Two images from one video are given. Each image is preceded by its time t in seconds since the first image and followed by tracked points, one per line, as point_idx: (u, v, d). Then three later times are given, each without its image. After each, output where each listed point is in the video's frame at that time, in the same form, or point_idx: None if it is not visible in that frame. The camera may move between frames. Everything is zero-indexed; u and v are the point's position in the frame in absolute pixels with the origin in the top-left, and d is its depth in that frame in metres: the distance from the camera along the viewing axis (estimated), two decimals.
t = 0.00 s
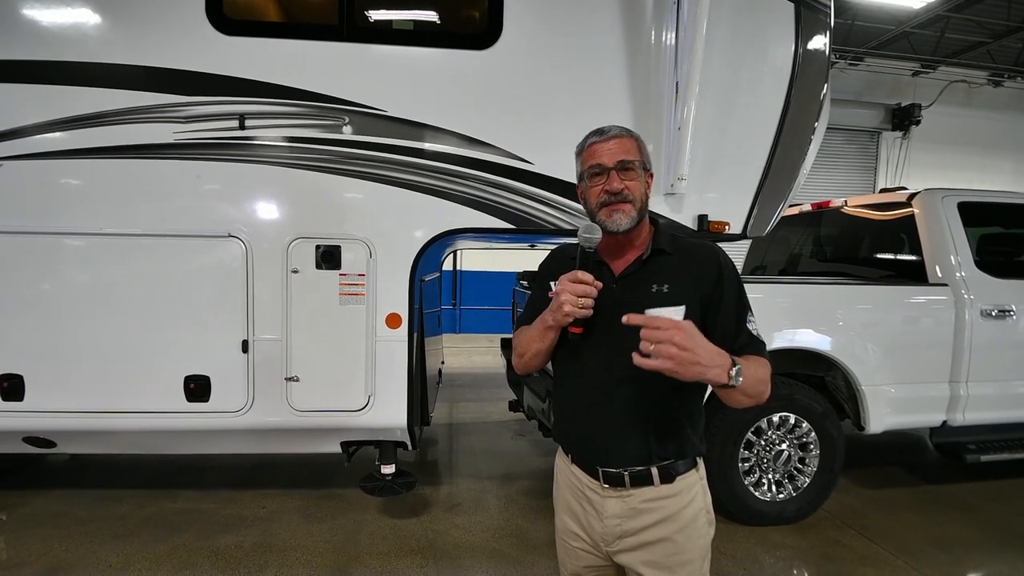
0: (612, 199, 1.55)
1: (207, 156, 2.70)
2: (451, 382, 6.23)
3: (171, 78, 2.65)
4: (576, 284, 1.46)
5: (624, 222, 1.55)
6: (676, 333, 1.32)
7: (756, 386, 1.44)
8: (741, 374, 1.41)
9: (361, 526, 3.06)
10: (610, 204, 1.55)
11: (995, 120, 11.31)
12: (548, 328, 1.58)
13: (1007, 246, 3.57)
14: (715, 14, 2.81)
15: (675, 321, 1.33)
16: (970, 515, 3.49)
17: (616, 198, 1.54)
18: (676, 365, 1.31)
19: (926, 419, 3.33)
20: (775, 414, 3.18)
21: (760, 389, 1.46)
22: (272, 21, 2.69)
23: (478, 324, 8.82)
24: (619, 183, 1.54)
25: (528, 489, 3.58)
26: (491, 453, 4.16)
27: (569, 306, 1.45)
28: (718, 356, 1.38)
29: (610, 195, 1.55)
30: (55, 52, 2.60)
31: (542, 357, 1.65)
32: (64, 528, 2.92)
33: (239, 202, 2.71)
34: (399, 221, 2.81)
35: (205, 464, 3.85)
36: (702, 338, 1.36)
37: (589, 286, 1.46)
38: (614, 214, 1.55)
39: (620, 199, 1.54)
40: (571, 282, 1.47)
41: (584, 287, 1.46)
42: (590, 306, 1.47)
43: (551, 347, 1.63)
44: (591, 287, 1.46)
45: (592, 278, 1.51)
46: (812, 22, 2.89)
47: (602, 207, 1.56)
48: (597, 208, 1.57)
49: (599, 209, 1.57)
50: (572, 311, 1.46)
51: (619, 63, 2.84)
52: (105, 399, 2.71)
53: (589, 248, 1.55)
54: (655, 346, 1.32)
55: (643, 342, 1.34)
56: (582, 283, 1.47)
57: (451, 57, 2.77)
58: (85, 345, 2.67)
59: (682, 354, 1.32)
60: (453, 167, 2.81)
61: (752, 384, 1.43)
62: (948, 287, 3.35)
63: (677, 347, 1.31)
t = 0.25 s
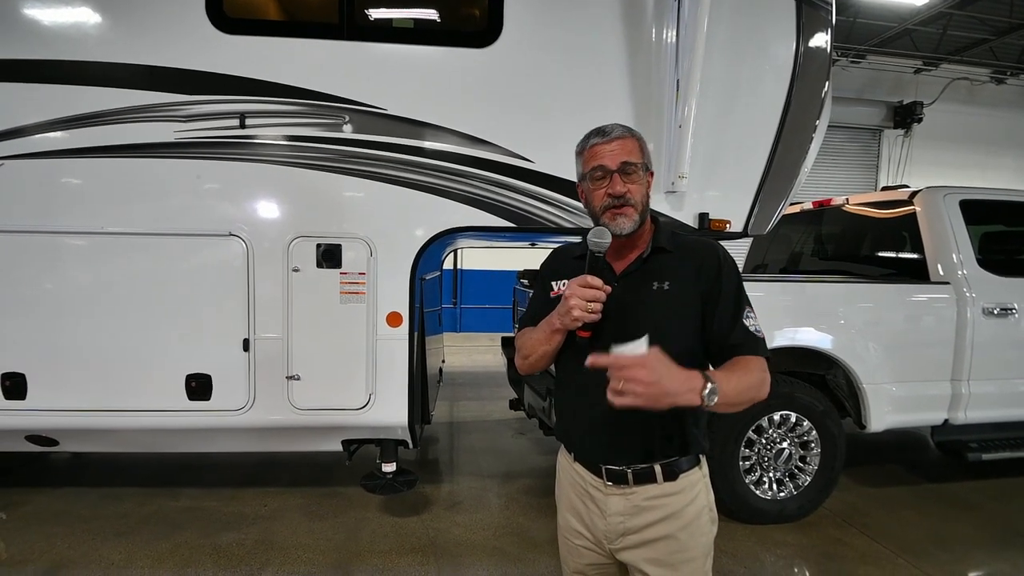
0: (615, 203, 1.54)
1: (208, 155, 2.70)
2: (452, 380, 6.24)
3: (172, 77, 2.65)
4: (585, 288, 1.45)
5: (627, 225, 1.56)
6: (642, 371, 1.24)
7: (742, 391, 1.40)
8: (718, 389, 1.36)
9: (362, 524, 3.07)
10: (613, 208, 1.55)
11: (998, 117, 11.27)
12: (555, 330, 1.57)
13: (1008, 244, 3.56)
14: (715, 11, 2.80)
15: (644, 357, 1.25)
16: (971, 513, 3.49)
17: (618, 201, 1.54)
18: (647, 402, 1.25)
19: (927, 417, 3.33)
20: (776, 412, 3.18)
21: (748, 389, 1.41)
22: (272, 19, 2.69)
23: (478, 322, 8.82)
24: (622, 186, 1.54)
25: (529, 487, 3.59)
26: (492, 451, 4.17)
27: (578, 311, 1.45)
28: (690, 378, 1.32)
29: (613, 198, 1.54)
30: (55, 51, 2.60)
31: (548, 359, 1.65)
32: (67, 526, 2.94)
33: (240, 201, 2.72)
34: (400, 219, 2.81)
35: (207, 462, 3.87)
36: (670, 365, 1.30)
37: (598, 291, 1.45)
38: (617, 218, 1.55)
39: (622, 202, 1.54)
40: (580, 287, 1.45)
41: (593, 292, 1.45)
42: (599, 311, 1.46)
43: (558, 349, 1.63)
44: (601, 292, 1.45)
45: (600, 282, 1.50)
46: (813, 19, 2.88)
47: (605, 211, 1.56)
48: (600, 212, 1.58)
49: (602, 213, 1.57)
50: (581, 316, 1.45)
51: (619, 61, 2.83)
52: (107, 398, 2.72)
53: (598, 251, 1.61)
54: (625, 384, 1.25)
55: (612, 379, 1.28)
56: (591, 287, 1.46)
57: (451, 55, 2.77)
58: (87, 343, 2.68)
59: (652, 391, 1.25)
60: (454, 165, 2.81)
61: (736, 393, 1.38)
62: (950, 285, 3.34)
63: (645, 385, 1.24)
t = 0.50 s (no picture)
0: (615, 196, 1.54)
1: (209, 155, 2.70)
2: (454, 380, 6.24)
3: (173, 77, 2.66)
4: (587, 288, 1.45)
5: (626, 220, 1.55)
6: (635, 386, 1.33)
7: (740, 399, 1.42)
8: (713, 401, 1.39)
9: (364, 523, 3.07)
10: (613, 202, 1.55)
11: (1000, 116, 11.24)
12: (557, 329, 1.57)
13: (1011, 243, 3.55)
14: (716, 9, 2.80)
15: (636, 373, 1.33)
16: (974, 512, 3.48)
17: (619, 195, 1.54)
18: (640, 414, 1.35)
19: (929, 416, 3.32)
20: (778, 411, 3.18)
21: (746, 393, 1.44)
22: (273, 19, 2.70)
23: (480, 322, 8.82)
24: (623, 180, 1.53)
25: (530, 486, 3.59)
26: (494, 450, 4.17)
27: (580, 310, 1.45)
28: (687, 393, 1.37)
29: (614, 192, 1.54)
30: (57, 51, 2.61)
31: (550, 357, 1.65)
32: (70, 525, 2.94)
33: (241, 201, 2.72)
34: (401, 219, 2.81)
35: (210, 461, 3.87)
36: (664, 380, 1.36)
37: (600, 290, 1.45)
38: (617, 212, 1.55)
39: (623, 197, 1.54)
40: (582, 286, 1.45)
41: (595, 291, 1.45)
42: (601, 310, 1.47)
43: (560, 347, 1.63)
44: (602, 291, 1.45)
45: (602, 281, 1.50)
46: (814, 17, 2.88)
47: (605, 205, 1.56)
48: (600, 206, 1.57)
49: (602, 206, 1.56)
50: (583, 315, 1.45)
51: (620, 60, 2.83)
52: (110, 397, 2.72)
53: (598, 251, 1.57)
54: (618, 396, 1.35)
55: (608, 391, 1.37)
56: (593, 286, 1.46)
57: (452, 55, 2.77)
58: (90, 343, 2.69)
59: (644, 403, 1.34)
60: (455, 165, 2.81)
61: (733, 402, 1.41)
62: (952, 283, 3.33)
63: (637, 399, 1.33)
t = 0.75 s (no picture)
0: (617, 194, 1.54)
1: (209, 153, 2.70)
2: (454, 378, 6.25)
3: (173, 75, 2.65)
4: (586, 285, 1.46)
5: (629, 218, 1.55)
6: (647, 377, 1.33)
7: (746, 395, 1.43)
8: (722, 395, 1.40)
9: (365, 522, 3.08)
10: (616, 200, 1.55)
11: (1001, 114, 11.22)
12: (556, 327, 1.58)
13: (1012, 241, 3.55)
14: (717, 7, 2.80)
15: (648, 364, 1.33)
16: (973, 509, 3.49)
17: (621, 193, 1.53)
18: (651, 406, 1.34)
19: (929, 414, 3.33)
20: (778, 409, 3.18)
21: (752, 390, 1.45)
22: (273, 18, 2.69)
23: (480, 320, 8.82)
24: (625, 178, 1.53)
25: (531, 485, 3.59)
26: (495, 449, 4.17)
27: (579, 307, 1.45)
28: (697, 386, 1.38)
29: (616, 190, 1.54)
30: (56, 50, 2.61)
31: (551, 355, 1.66)
32: (71, 524, 2.95)
33: (242, 200, 2.72)
34: (402, 217, 2.81)
35: (211, 460, 3.88)
36: (675, 372, 1.36)
37: (598, 288, 1.46)
38: (620, 210, 1.55)
39: (625, 194, 1.54)
40: (580, 284, 1.46)
41: (593, 288, 1.45)
42: (600, 307, 1.47)
43: (560, 345, 1.63)
44: (601, 289, 1.46)
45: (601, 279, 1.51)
46: (816, 15, 2.88)
47: (608, 203, 1.55)
48: (603, 203, 1.57)
49: (605, 204, 1.56)
50: (582, 312, 1.45)
51: (621, 58, 2.82)
52: (111, 397, 2.73)
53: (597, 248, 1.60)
54: (630, 387, 1.35)
55: (618, 383, 1.37)
56: (592, 284, 1.46)
57: (453, 53, 2.76)
58: (91, 342, 2.69)
59: (656, 395, 1.34)
60: (455, 163, 2.81)
61: (741, 397, 1.41)
62: (952, 282, 3.33)
63: (649, 391, 1.33)
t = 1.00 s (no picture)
0: (619, 191, 1.54)
1: (209, 152, 2.70)
2: (455, 376, 6.26)
3: (173, 74, 2.65)
4: (584, 283, 1.46)
5: (630, 215, 1.54)
6: (651, 380, 1.33)
7: (747, 395, 1.43)
8: (725, 395, 1.40)
9: (365, 519, 3.08)
10: (618, 197, 1.54)
11: (1001, 111, 11.21)
12: (555, 325, 1.58)
13: (1012, 239, 3.54)
14: (717, 5, 2.79)
15: (653, 368, 1.33)
16: (973, 507, 3.49)
17: (623, 190, 1.53)
18: (654, 408, 1.35)
19: (929, 412, 3.33)
20: (778, 407, 3.18)
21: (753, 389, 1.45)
22: (273, 16, 2.69)
23: (480, 318, 8.83)
24: (627, 174, 1.53)
25: (531, 482, 3.60)
26: (495, 447, 4.18)
27: (577, 305, 1.45)
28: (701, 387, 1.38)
29: (618, 186, 1.54)
30: (56, 48, 2.60)
31: (550, 353, 1.66)
32: (72, 522, 2.96)
33: (242, 198, 2.72)
34: (402, 215, 2.81)
35: (212, 458, 3.89)
36: (679, 374, 1.37)
37: (597, 286, 1.46)
38: (621, 207, 1.54)
39: (627, 191, 1.53)
40: (579, 282, 1.46)
41: (591, 286, 1.45)
42: (598, 306, 1.47)
43: (559, 343, 1.63)
44: (599, 287, 1.46)
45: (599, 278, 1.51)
46: (816, 13, 2.87)
47: (610, 199, 1.55)
48: (605, 200, 1.57)
49: (606, 201, 1.56)
50: (580, 310, 1.45)
51: (621, 56, 2.82)
52: (112, 395, 2.73)
53: (596, 247, 1.60)
54: (634, 390, 1.35)
55: (622, 384, 1.37)
56: (590, 282, 1.46)
57: (453, 51, 2.76)
58: (92, 340, 2.69)
59: (659, 397, 1.34)
60: (455, 161, 2.81)
61: (742, 396, 1.42)
62: (952, 279, 3.33)
63: (653, 394, 1.33)
